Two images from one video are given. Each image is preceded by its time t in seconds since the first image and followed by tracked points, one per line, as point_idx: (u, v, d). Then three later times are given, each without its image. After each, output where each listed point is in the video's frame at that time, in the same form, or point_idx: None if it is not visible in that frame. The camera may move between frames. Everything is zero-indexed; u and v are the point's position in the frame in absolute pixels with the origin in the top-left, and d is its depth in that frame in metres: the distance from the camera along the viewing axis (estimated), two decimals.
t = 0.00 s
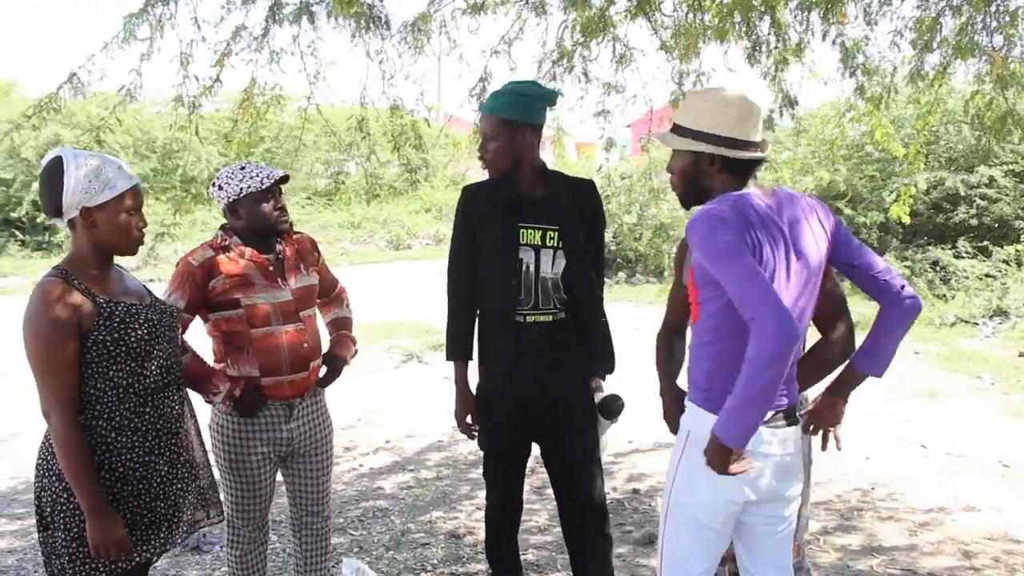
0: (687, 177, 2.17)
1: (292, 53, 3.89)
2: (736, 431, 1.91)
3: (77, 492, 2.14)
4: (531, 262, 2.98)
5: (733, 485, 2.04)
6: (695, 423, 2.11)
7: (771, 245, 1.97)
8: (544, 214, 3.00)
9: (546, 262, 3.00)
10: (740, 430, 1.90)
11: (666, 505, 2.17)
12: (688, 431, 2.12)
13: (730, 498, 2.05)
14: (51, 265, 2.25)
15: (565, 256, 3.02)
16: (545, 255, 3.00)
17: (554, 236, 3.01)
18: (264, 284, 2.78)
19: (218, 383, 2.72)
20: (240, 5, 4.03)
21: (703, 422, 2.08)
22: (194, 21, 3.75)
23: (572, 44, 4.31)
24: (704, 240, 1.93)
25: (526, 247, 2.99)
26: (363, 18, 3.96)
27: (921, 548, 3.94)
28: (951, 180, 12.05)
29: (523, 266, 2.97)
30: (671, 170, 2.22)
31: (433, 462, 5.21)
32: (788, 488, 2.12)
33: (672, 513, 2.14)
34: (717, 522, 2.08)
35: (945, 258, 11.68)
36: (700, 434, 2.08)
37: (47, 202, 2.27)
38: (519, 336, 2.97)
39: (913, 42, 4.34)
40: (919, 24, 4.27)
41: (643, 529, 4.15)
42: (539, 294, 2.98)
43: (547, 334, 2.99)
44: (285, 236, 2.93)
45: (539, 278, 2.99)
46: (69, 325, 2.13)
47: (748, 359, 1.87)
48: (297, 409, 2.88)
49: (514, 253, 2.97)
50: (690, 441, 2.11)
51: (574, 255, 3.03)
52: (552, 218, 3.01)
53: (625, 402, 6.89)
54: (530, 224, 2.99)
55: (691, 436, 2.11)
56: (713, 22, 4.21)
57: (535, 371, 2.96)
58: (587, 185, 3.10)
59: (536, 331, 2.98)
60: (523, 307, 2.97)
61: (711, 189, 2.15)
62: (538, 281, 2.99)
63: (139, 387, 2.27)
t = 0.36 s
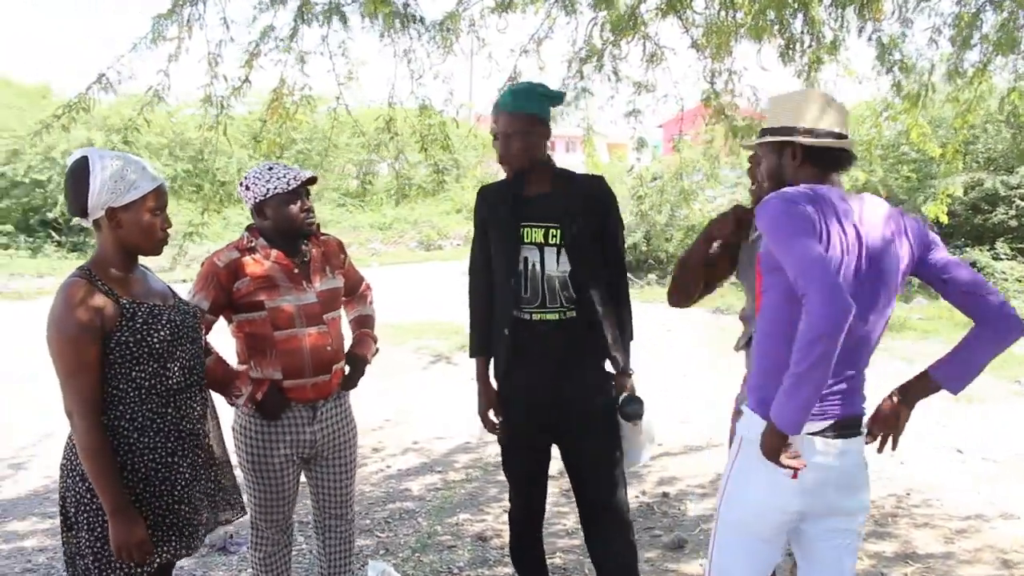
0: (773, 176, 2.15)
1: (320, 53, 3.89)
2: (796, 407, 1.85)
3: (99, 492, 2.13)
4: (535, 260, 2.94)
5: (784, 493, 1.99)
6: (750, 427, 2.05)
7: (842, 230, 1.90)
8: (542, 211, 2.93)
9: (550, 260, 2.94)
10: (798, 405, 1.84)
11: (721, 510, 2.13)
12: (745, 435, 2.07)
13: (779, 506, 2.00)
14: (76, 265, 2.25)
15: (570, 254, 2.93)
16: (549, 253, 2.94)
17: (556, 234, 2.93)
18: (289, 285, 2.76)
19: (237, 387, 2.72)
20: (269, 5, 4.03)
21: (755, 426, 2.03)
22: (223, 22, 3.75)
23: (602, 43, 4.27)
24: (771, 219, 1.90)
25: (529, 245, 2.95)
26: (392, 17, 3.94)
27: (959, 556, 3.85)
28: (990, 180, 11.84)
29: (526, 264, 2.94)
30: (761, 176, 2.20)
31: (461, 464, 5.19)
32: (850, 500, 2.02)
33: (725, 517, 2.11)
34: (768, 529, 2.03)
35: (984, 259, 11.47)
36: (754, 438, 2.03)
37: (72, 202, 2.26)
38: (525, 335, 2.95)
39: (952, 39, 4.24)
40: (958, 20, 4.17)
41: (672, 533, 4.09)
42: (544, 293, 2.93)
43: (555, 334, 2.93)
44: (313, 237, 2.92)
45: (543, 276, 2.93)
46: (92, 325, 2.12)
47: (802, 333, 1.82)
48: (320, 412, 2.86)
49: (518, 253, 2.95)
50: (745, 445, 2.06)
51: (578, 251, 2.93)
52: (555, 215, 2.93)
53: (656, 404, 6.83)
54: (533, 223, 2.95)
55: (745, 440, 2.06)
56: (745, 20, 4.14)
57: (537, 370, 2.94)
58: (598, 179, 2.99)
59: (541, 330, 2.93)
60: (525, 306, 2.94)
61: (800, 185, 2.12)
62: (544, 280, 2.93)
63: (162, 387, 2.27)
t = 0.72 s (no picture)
0: (795, 167, 2.12)
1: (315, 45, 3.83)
2: (854, 389, 1.76)
3: (90, 493, 2.09)
4: (531, 248, 2.89)
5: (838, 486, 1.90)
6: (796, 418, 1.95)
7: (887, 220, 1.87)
8: (534, 198, 2.89)
9: (546, 246, 2.90)
10: (857, 388, 1.76)
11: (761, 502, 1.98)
12: (788, 428, 1.95)
13: (828, 497, 1.90)
14: (66, 261, 2.20)
15: (562, 241, 2.89)
16: (545, 240, 2.89)
17: (550, 221, 2.89)
18: (278, 284, 2.72)
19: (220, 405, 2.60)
20: None
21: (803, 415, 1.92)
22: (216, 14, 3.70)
23: (600, 34, 4.22)
24: (823, 206, 1.83)
25: (523, 232, 2.90)
26: (387, 9, 3.89)
27: (961, 552, 3.82)
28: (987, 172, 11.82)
29: (523, 251, 2.89)
30: (784, 159, 2.17)
31: (458, 460, 5.15)
32: (891, 494, 1.98)
33: (762, 505, 1.97)
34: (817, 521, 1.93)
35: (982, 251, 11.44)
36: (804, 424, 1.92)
37: (60, 198, 2.21)
38: (524, 322, 2.91)
39: (953, 29, 4.20)
40: (960, 11, 4.13)
41: (671, 529, 4.05)
42: (541, 280, 2.89)
43: (552, 320, 2.90)
44: (303, 234, 2.88)
45: (540, 263, 2.89)
46: (83, 322, 2.08)
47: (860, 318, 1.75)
48: (310, 410, 2.82)
49: (512, 239, 2.90)
50: (790, 437, 1.95)
51: (571, 238, 2.90)
52: (545, 202, 2.89)
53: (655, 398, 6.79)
54: (525, 211, 2.90)
55: (790, 431, 1.95)
56: (744, 11, 4.09)
57: (533, 357, 2.88)
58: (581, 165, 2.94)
59: (539, 316, 2.90)
60: (523, 291, 2.89)
61: (823, 175, 2.09)
62: (540, 266, 2.89)
63: (153, 386, 2.22)
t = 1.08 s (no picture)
0: (762, 159, 2.11)
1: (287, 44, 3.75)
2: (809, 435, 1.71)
3: (56, 507, 2.01)
4: (546, 249, 2.94)
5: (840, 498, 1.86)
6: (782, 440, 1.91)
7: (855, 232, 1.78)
8: (546, 200, 2.96)
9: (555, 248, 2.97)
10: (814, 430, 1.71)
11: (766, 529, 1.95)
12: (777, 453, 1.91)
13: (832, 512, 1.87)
14: (31, 265, 2.12)
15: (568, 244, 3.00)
16: (554, 242, 2.96)
17: (557, 224, 2.98)
18: (245, 290, 2.65)
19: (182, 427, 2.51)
20: None
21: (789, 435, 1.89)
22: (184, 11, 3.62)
23: (575, 34, 4.18)
24: (793, 228, 1.74)
25: (542, 234, 2.93)
26: (359, 8, 3.82)
27: (936, 553, 3.82)
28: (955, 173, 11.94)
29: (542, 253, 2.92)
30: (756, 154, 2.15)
31: (432, 465, 5.08)
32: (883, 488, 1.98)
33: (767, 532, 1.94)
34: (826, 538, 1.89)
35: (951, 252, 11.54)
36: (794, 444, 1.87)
37: (24, 200, 2.13)
38: (546, 326, 2.93)
39: (927, 31, 4.20)
40: (933, 13, 4.13)
41: (648, 534, 4.02)
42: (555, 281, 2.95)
43: (564, 321, 2.98)
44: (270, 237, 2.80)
45: (553, 265, 2.95)
46: (47, 328, 2.00)
47: (825, 357, 1.68)
48: (277, 419, 2.74)
49: (535, 241, 2.90)
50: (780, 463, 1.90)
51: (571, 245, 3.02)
52: (553, 205, 2.98)
53: (629, 401, 6.77)
54: (542, 212, 2.94)
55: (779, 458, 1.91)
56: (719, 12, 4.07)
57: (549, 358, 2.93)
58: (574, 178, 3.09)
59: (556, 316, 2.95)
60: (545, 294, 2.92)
61: (786, 172, 2.06)
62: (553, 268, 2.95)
63: (120, 394, 2.15)
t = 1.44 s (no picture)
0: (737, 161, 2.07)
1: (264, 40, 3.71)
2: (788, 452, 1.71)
3: (29, 512, 1.97)
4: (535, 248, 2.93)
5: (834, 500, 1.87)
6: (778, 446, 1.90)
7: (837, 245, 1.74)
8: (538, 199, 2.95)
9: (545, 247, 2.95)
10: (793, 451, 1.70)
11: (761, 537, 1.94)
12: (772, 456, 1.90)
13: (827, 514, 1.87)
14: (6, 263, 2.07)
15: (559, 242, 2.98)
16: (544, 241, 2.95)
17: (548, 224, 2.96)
18: (234, 292, 2.61)
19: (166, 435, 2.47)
20: None
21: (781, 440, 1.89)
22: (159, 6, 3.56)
23: (556, 33, 4.16)
24: (782, 244, 1.71)
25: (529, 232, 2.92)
26: (338, 4, 3.78)
27: (915, 552, 3.83)
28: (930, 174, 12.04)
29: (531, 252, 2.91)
30: (733, 156, 2.13)
31: (412, 466, 5.05)
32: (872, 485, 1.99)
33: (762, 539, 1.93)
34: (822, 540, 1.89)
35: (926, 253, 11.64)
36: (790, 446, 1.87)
37: None
38: (527, 324, 2.92)
39: (905, 33, 4.21)
40: (912, 15, 4.15)
41: (629, 534, 4.01)
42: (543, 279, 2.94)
43: (546, 318, 2.97)
44: (256, 240, 2.77)
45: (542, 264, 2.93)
46: (22, 328, 1.95)
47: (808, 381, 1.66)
48: (260, 421, 2.71)
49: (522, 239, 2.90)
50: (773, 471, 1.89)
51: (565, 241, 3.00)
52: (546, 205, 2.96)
53: (608, 401, 6.77)
54: (532, 211, 2.93)
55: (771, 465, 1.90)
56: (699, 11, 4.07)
57: (536, 356, 2.93)
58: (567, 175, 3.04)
59: (541, 314, 2.95)
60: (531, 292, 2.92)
61: (761, 173, 2.03)
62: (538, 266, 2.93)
63: (97, 395, 2.11)
